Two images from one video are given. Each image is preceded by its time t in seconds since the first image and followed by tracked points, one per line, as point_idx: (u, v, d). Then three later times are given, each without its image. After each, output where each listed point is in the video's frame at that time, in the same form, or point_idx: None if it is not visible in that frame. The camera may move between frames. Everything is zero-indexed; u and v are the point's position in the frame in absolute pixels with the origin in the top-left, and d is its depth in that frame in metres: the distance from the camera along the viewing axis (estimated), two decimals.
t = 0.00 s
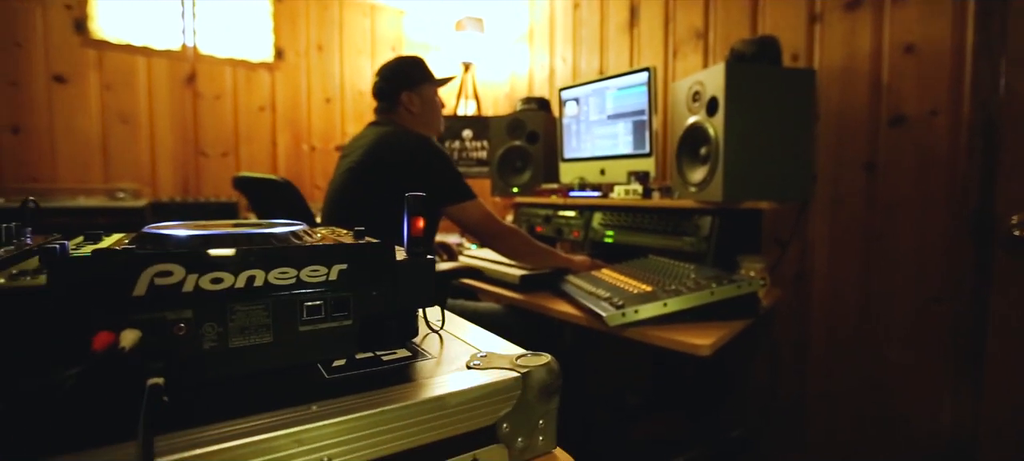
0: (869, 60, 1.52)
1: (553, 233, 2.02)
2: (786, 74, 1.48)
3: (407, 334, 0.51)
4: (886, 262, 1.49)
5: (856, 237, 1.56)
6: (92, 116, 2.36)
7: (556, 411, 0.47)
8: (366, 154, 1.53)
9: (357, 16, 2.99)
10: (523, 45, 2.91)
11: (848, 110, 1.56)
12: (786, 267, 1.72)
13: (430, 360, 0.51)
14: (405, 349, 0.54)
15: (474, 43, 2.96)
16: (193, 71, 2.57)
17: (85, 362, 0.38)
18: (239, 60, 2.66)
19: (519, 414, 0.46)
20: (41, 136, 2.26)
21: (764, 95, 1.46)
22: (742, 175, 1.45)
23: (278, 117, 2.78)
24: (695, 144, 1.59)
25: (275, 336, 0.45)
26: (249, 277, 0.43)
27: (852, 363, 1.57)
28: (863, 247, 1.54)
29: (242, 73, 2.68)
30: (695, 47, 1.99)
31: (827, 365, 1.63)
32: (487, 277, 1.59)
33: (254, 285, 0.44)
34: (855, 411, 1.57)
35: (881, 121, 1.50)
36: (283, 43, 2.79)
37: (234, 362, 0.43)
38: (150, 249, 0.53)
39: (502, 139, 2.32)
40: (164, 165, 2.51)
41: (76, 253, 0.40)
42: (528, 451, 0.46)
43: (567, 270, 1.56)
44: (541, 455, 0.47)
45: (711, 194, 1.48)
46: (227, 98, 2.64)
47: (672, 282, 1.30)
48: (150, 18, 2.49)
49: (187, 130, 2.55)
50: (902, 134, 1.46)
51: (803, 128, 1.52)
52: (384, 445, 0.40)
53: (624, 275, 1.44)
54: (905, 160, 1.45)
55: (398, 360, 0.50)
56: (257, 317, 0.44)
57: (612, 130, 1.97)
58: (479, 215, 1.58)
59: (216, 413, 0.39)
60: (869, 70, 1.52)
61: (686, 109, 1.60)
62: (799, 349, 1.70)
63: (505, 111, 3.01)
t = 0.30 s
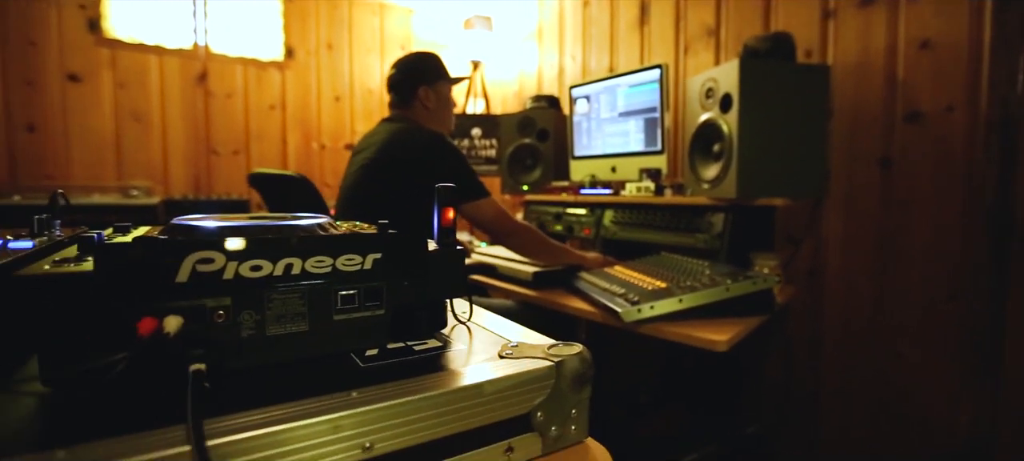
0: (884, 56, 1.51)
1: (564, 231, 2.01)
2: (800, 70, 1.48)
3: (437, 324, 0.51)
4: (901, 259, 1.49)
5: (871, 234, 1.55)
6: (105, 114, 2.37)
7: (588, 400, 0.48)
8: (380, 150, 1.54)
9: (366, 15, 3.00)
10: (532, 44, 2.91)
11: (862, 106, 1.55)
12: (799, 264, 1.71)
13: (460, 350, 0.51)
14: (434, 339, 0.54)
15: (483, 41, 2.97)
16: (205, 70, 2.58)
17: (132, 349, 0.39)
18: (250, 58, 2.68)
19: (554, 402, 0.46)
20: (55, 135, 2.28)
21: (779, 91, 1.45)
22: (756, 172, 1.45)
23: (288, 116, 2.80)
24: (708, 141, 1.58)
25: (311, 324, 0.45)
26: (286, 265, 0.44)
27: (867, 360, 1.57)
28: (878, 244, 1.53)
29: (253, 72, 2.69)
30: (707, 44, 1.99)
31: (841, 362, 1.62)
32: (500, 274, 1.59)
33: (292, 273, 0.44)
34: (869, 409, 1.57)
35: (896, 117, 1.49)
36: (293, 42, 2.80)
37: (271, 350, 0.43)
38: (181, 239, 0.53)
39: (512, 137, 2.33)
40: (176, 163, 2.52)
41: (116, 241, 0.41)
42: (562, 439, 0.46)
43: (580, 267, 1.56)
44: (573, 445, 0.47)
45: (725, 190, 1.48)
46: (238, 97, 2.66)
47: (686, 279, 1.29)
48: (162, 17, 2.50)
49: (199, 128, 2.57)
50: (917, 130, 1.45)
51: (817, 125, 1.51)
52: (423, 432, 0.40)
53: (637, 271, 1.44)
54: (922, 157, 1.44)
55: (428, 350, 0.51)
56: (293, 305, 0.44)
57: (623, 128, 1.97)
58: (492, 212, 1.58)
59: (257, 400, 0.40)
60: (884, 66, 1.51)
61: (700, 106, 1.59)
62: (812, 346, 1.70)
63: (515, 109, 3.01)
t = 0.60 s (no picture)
0: (902, 52, 1.49)
1: (575, 230, 2.01)
2: (816, 67, 1.46)
3: (463, 318, 0.51)
4: (919, 258, 1.47)
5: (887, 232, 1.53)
6: (120, 114, 2.40)
7: (616, 396, 0.47)
8: (396, 146, 1.54)
9: (376, 14, 3.01)
10: (542, 42, 2.90)
11: (879, 103, 1.54)
12: (814, 263, 1.70)
13: (486, 344, 0.51)
14: (459, 334, 0.54)
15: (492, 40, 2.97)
16: (217, 69, 2.60)
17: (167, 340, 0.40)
18: (262, 58, 2.69)
19: (583, 397, 0.46)
20: (71, 134, 2.30)
21: (794, 88, 1.44)
22: (772, 169, 1.43)
23: (299, 115, 2.81)
24: (722, 138, 1.57)
25: (339, 317, 0.45)
26: (316, 257, 0.44)
27: (883, 360, 1.55)
28: (895, 242, 1.52)
29: (264, 71, 2.71)
30: (720, 41, 1.98)
31: (856, 361, 1.61)
32: (513, 273, 1.59)
33: (322, 265, 0.45)
34: (885, 409, 1.55)
35: (914, 114, 1.47)
36: (304, 41, 2.81)
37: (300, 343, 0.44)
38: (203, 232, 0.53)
39: (522, 135, 2.33)
40: (188, 163, 2.54)
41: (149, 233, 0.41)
42: (591, 435, 0.46)
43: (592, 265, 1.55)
44: (602, 441, 0.47)
45: (739, 188, 1.47)
46: (250, 97, 2.67)
47: (702, 277, 1.28)
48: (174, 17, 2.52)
49: (211, 127, 2.59)
50: (935, 127, 1.43)
51: (833, 122, 1.50)
52: (456, 425, 0.40)
53: (650, 270, 1.43)
54: (940, 154, 1.42)
55: (455, 344, 0.51)
56: (323, 298, 0.45)
57: (635, 126, 1.97)
58: (506, 211, 1.60)
59: (289, 391, 0.40)
60: (901, 62, 1.49)
61: (713, 103, 1.58)
62: (827, 345, 1.68)
63: (525, 108, 3.00)
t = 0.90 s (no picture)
0: (925, 48, 1.46)
1: (588, 229, 1.99)
2: (836, 64, 1.43)
3: (486, 318, 0.50)
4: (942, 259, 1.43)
5: (911, 232, 1.49)
6: (135, 113, 2.41)
7: (648, 398, 0.46)
8: (414, 144, 1.53)
9: (387, 14, 3.01)
10: (554, 41, 2.89)
11: (901, 100, 1.51)
12: (834, 263, 1.66)
13: (512, 344, 0.50)
14: (484, 333, 0.53)
15: (503, 38, 2.95)
16: (230, 69, 2.61)
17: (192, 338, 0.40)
18: (275, 57, 2.70)
19: (615, 399, 0.44)
20: (87, 133, 2.33)
21: (814, 85, 1.41)
22: (791, 168, 1.41)
23: (311, 115, 2.82)
24: (739, 136, 1.55)
25: (363, 316, 0.45)
26: (342, 254, 0.44)
27: (906, 364, 1.52)
28: (919, 242, 1.48)
29: (277, 71, 2.72)
30: (736, 39, 1.95)
31: (875, 363, 1.58)
32: (529, 273, 1.57)
33: (347, 262, 0.44)
34: (908, 413, 1.52)
35: (938, 111, 1.44)
36: (316, 41, 2.82)
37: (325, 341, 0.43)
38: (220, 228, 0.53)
39: (535, 134, 2.32)
40: (203, 163, 2.56)
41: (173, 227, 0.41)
42: (622, 438, 0.45)
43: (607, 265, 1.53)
44: (633, 444, 0.46)
45: (757, 187, 1.44)
46: (263, 96, 2.69)
47: (720, 277, 1.26)
48: (188, 17, 2.53)
49: (224, 127, 2.60)
50: (960, 125, 1.40)
51: (854, 120, 1.47)
52: (488, 427, 0.39)
53: (667, 269, 1.41)
54: (966, 152, 1.39)
55: (480, 344, 0.50)
56: (347, 296, 0.44)
57: (650, 124, 1.94)
58: (523, 211, 1.60)
59: (312, 392, 0.39)
60: (925, 58, 1.46)
61: (730, 101, 1.56)
62: (848, 347, 1.65)
63: (536, 107, 2.99)
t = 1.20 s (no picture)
0: (957, 42, 1.42)
1: (606, 227, 1.96)
2: (864, 58, 1.40)
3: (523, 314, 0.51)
4: (974, 258, 1.39)
5: (941, 231, 1.46)
6: (153, 113, 2.43)
7: (696, 398, 0.46)
8: (433, 142, 1.51)
9: (402, 12, 3.01)
10: (569, 39, 2.87)
11: (931, 95, 1.47)
12: (860, 262, 1.63)
13: (551, 341, 0.51)
14: (522, 331, 0.55)
15: (517, 36, 2.94)
16: (247, 68, 2.62)
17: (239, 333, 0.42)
18: (291, 56, 2.71)
19: (663, 399, 0.44)
20: (107, 133, 2.35)
21: (841, 81, 1.38)
22: (817, 165, 1.38)
23: (327, 113, 2.82)
24: (762, 132, 1.52)
25: (402, 311, 0.47)
26: (383, 246, 0.46)
27: (935, 366, 1.48)
28: (949, 241, 1.44)
29: (293, 70, 2.72)
30: (757, 34, 1.92)
31: (902, 366, 1.54)
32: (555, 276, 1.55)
33: (388, 255, 0.46)
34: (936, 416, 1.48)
35: (969, 106, 1.40)
36: (332, 40, 2.82)
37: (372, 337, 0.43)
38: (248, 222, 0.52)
39: (551, 132, 2.30)
40: (220, 162, 2.57)
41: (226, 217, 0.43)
42: (670, 440, 0.44)
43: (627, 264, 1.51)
44: (680, 446, 0.45)
45: (783, 184, 1.41)
46: (279, 95, 2.70)
47: (746, 276, 1.23)
48: (205, 17, 2.55)
49: (240, 127, 2.61)
50: (994, 120, 1.36)
51: (882, 116, 1.44)
52: (538, 428, 0.38)
53: (690, 269, 1.38)
54: (999, 149, 1.35)
55: (520, 341, 0.50)
56: (387, 291, 0.46)
57: (670, 121, 1.92)
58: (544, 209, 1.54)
59: (355, 392, 0.39)
60: (956, 52, 1.42)
61: (754, 97, 1.53)
62: (874, 347, 1.61)
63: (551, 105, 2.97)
